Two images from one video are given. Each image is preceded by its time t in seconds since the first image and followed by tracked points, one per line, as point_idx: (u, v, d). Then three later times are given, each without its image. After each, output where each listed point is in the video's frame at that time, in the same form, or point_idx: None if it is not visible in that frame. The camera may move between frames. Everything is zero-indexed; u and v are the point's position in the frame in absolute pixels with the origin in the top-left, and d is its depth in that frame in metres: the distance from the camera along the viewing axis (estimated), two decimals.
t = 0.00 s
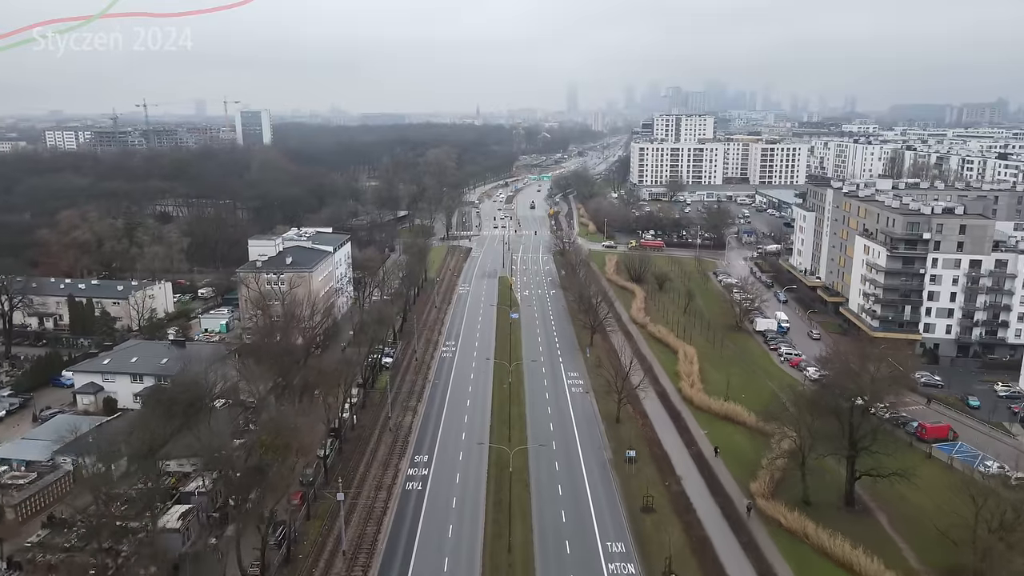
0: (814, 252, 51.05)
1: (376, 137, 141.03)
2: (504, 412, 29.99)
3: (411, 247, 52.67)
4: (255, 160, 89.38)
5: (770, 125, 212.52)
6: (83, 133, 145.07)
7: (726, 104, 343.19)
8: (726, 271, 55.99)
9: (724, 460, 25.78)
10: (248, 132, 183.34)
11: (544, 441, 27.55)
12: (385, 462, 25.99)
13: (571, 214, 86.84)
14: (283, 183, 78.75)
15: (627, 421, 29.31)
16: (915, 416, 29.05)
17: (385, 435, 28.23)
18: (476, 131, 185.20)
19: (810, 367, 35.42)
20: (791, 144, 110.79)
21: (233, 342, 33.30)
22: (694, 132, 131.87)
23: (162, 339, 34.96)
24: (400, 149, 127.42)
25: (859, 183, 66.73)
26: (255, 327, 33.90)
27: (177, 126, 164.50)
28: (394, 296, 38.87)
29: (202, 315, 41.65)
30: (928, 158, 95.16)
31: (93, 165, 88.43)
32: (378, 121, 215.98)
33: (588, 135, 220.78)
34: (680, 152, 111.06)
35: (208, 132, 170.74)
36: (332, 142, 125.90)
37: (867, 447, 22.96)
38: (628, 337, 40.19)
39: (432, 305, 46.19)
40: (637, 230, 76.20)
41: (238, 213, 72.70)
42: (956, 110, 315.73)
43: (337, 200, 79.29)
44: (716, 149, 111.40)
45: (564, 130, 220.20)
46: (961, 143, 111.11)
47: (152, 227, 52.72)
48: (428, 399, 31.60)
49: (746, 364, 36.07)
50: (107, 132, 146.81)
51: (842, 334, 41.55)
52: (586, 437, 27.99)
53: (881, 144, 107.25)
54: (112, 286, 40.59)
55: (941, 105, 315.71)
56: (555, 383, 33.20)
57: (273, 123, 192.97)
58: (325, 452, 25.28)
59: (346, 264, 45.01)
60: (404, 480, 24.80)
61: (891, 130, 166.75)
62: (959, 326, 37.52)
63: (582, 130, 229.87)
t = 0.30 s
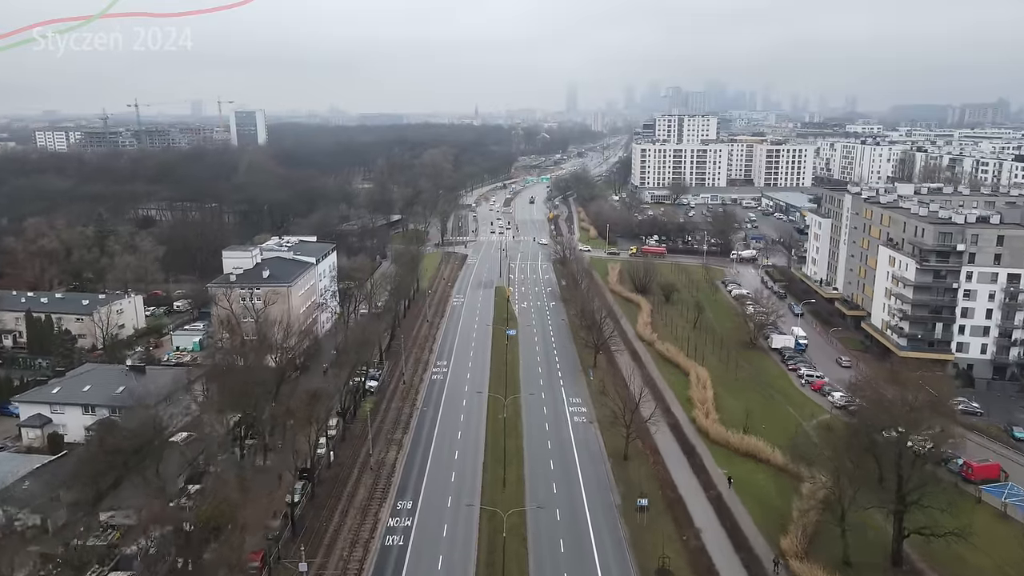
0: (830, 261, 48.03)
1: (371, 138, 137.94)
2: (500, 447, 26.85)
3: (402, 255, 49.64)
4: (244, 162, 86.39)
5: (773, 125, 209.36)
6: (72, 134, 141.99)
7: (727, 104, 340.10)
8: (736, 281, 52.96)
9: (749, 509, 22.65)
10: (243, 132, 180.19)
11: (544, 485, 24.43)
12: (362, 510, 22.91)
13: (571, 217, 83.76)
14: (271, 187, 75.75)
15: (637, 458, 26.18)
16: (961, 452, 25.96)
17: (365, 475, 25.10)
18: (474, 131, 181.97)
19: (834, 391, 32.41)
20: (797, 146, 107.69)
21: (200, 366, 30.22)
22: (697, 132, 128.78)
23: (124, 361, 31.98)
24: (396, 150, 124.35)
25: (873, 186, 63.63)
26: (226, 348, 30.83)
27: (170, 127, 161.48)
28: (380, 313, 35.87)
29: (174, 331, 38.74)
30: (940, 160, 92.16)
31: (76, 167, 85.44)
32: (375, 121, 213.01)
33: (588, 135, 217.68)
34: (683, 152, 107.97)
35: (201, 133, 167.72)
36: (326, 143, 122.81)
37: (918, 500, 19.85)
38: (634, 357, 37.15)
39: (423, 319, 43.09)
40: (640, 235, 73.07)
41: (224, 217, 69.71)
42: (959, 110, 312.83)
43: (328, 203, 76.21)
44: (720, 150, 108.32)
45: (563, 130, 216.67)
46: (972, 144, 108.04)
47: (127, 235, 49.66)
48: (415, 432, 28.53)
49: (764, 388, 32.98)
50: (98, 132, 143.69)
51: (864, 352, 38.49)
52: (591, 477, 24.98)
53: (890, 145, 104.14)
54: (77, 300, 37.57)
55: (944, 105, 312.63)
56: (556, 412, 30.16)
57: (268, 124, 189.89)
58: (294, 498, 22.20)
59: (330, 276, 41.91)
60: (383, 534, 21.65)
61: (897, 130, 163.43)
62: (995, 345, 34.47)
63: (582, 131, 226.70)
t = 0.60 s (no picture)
0: (849, 273, 44.93)
1: (366, 138, 134.64)
2: (493, 494, 23.73)
3: (391, 266, 46.53)
4: (231, 164, 83.08)
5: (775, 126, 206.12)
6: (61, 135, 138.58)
7: (728, 105, 336.95)
8: (746, 293, 49.89)
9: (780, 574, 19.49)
10: (236, 133, 176.89)
11: (543, 539, 21.25)
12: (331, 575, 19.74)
13: (571, 222, 80.63)
14: (259, 192, 72.62)
15: (648, 506, 23.05)
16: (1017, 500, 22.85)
17: (337, 528, 21.95)
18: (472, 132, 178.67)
19: (863, 422, 29.28)
20: (803, 147, 104.63)
21: (159, 396, 27.13)
22: (700, 133, 125.63)
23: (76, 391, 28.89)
24: (390, 152, 120.89)
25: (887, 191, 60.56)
26: (188, 376, 27.73)
27: (161, 127, 157.33)
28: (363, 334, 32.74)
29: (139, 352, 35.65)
30: (952, 162, 89.24)
31: (57, 169, 82.24)
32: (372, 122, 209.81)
33: (587, 136, 214.45)
34: (686, 154, 104.85)
35: (194, 133, 163.78)
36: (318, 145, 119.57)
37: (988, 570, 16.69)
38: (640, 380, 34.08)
39: (412, 336, 40.00)
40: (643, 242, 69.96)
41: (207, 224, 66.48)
42: (960, 109, 310.00)
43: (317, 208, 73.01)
44: (724, 152, 105.19)
45: (563, 131, 213.42)
46: (982, 145, 105.17)
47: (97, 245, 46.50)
48: (397, 474, 25.41)
49: (786, 418, 29.85)
50: (87, 133, 140.29)
51: (890, 375, 35.43)
52: (595, 530, 21.86)
53: (899, 147, 101.00)
54: (34, 318, 34.41)
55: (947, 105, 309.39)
56: (556, 449, 27.04)
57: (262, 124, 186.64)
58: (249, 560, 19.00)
59: (311, 289, 38.72)
60: None
61: (902, 131, 160.09)
62: None
63: (581, 131, 223.45)
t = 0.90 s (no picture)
0: (871, 286, 41.87)
1: (362, 140, 131.50)
2: (486, 555, 20.58)
3: (380, 278, 43.41)
4: (218, 167, 79.96)
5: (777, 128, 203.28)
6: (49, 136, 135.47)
7: (727, 106, 334.19)
8: (759, 306, 46.82)
9: None
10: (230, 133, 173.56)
11: None
12: None
13: (571, 227, 77.60)
14: (245, 197, 69.54)
15: (665, 569, 19.88)
16: None
17: None
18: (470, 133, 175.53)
19: (901, 460, 26.18)
20: (809, 149, 101.63)
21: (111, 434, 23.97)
22: (703, 134, 122.62)
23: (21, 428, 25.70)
24: (385, 153, 117.81)
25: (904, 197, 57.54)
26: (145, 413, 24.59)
27: (153, 127, 154.13)
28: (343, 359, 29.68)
29: (100, 375, 32.40)
30: (964, 166, 86.37)
31: (37, 171, 78.99)
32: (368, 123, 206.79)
33: (587, 137, 211.51)
34: (690, 156, 101.82)
35: (187, 133, 160.37)
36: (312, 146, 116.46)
37: None
38: (650, 408, 30.98)
39: (401, 356, 36.90)
40: (647, 249, 66.92)
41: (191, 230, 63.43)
42: (962, 110, 307.27)
43: (307, 214, 69.88)
44: (728, 154, 102.14)
45: (562, 132, 210.52)
46: (993, 147, 102.34)
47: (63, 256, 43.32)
48: (378, 524, 22.28)
49: (815, 455, 26.70)
50: (76, 135, 137.14)
51: (923, 402, 32.34)
52: None
53: (910, 149, 97.98)
54: None
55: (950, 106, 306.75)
56: (559, 495, 23.87)
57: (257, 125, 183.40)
58: None
59: (292, 306, 35.60)
60: None
61: (907, 132, 157.10)
62: None
63: (580, 132, 220.51)
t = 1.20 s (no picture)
0: (901, 300, 38.73)
1: (357, 140, 128.35)
2: None
3: (370, 291, 40.20)
4: (206, 170, 76.76)
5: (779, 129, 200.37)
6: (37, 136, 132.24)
7: (728, 107, 331.44)
8: (777, 320, 43.65)
9: None
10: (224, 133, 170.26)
11: None
12: None
13: (573, 232, 74.48)
14: (232, 202, 66.36)
15: None
16: None
17: None
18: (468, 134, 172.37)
19: (958, 507, 22.99)
20: (818, 151, 98.60)
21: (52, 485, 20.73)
22: (707, 135, 119.60)
23: None
24: (381, 155, 114.40)
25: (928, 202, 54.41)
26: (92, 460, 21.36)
27: (145, 128, 150.87)
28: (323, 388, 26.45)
29: (56, 404, 29.14)
30: (980, 168, 83.32)
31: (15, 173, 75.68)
32: (365, 124, 203.70)
33: (587, 138, 208.47)
34: (695, 158, 98.74)
35: (180, 133, 157.06)
36: (306, 147, 113.22)
37: None
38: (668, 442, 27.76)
39: (392, 379, 33.72)
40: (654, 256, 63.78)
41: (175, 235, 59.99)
42: (964, 111, 304.78)
43: (297, 220, 66.73)
44: (735, 155, 99.04)
45: (562, 133, 207.53)
46: (1006, 149, 99.28)
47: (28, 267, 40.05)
48: None
49: (859, 501, 23.53)
50: (65, 135, 133.93)
51: (969, 432, 29.17)
52: None
53: (921, 151, 94.94)
54: None
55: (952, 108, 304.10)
56: (569, 552, 20.63)
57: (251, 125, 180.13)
58: None
59: (272, 325, 32.35)
60: None
61: (913, 133, 154.13)
62: None
63: (580, 133, 217.53)
